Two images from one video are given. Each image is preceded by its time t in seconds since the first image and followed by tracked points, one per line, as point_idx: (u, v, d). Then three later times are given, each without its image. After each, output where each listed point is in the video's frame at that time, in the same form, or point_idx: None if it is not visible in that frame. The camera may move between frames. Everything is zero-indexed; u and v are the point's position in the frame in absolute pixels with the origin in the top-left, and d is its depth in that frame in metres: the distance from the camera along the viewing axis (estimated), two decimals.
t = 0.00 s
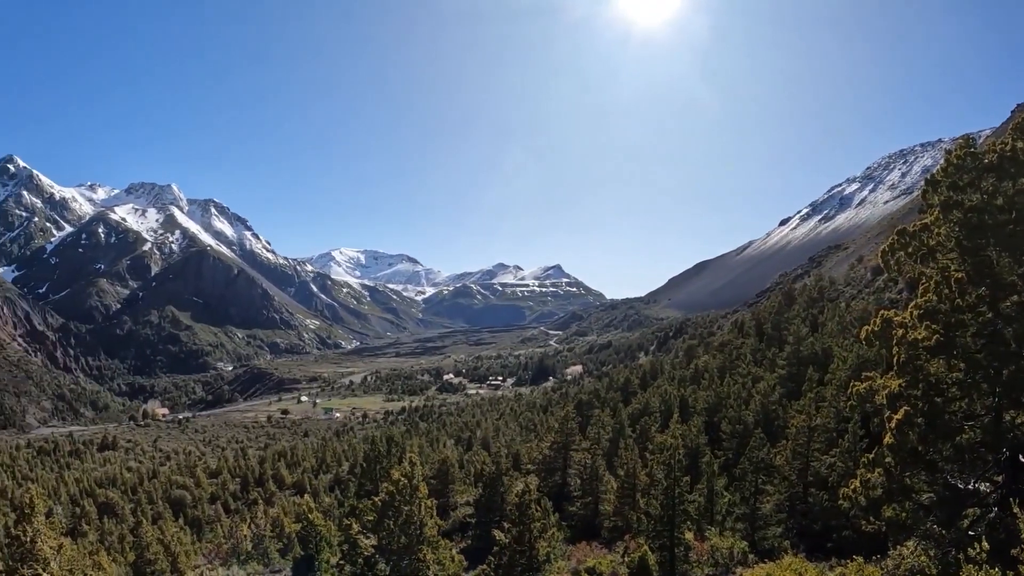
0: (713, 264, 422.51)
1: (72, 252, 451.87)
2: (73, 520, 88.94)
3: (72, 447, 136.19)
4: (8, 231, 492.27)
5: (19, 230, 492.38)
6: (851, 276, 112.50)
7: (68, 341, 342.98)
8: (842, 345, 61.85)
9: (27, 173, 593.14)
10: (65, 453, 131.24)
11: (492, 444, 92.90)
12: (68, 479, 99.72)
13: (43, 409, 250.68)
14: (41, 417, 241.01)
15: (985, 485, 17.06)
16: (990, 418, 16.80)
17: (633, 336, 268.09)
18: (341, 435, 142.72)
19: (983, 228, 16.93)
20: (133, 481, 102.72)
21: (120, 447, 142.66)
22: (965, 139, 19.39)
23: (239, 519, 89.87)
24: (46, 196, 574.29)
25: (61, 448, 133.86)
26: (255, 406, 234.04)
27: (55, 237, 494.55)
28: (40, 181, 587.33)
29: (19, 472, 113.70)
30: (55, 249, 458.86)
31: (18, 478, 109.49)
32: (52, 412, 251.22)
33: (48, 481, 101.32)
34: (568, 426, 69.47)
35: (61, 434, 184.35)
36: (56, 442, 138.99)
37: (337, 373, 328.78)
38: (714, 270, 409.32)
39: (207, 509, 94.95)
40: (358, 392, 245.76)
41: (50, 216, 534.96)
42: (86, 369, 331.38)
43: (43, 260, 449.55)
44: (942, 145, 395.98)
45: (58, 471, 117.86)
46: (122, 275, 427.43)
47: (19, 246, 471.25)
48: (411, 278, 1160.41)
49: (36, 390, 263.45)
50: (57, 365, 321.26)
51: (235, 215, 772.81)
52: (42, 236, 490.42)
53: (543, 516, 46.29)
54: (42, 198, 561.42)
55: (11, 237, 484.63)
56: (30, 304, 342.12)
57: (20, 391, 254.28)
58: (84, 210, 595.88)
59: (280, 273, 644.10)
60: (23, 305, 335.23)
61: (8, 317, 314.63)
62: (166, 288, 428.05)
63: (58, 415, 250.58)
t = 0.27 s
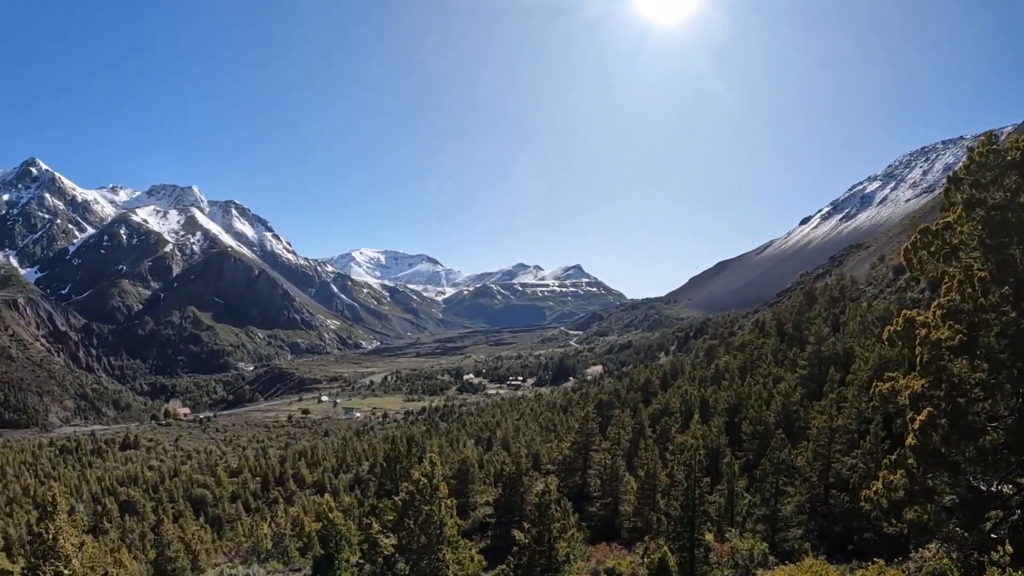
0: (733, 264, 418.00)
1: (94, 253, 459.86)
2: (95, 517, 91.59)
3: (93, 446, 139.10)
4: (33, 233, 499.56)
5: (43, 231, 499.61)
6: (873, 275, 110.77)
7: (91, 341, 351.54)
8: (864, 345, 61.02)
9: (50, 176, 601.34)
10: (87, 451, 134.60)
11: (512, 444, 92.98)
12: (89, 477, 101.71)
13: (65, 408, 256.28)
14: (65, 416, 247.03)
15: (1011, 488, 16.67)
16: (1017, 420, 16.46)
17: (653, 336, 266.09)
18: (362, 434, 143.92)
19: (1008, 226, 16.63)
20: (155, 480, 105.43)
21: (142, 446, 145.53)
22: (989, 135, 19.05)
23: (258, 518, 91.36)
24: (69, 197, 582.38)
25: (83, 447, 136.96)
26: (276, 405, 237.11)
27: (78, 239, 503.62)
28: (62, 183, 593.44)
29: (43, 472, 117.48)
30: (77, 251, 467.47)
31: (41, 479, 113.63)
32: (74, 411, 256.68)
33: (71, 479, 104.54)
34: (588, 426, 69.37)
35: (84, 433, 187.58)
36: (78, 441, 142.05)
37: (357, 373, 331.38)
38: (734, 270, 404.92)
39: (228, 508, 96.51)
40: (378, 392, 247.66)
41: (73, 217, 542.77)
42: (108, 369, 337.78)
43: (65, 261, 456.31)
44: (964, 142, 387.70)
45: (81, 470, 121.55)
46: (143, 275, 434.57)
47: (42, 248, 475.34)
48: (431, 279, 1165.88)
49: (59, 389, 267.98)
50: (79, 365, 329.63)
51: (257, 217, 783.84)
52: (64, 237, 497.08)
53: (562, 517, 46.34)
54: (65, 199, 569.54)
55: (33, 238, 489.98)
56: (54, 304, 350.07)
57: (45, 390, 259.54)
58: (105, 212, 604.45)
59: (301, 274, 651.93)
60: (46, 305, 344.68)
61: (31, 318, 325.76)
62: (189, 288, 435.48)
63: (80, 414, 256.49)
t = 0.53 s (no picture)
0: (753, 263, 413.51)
1: (116, 254, 468.39)
2: (117, 515, 93.41)
3: (115, 445, 142.07)
4: (56, 235, 507.96)
5: (66, 233, 506.95)
6: (895, 275, 108.80)
7: (114, 341, 357.56)
8: (886, 345, 60.19)
9: (72, 178, 600.82)
10: (109, 450, 137.48)
11: (532, 445, 93.14)
12: (111, 475, 104.14)
13: (88, 406, 263.06)
14: (88, 415, 254.15)
15: None
16: None
17: (674, 336, 264.34)
18: (383, 434, 145.22)
19: None
20: (176, 478, 106.97)
21: (164, 445, 148.09)
22: (1012, 132, 18.77)
23: (279, 516, 92.64)
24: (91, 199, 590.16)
25: (105, 445, 139.93)
26: (298, 405, 240.22)
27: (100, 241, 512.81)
28: (84, 185, 597.63)
29: (67, 469, 120.65)
30: (100, 252, 476.41)
31: (64, 476, 117.10)
32: (97, 410, 263.50)
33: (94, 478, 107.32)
34: (609, 427, 69.28)
35: (107, 432, 191.19)
36: (100, 440, 145.09)
37: (377, 373, 333.75)
38: (754, 270, 400.60)
39: (249, 506, 98.06)
40: (399, 391, 249.53)
41: (96, 219, 551.16)
42: (130, 368, 345.21)
43: (88, 263, 463.97)
44: (990, 137, 379.05)
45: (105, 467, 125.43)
46: (165, 275, 441.64)
47: (64, 249, 478.83)
48: (452, 278, 1171.58)
49: (83, 388, 274.56)
50: (102, 365, 334.83)
51: (278, 218, 794.39)
52: (87, 238, 505.41)
53: (581, 516, 46.49)
54: (88, 201, 578.02)
55: (56, 240, 497.06)
56: (77, 305, 355.36)
57: (69, 389, 265.18)
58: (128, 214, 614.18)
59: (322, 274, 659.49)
60: (69, 305, 347.38)
61: (54, 318, 325.26)
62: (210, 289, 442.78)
63: (102, 413, 263.17)
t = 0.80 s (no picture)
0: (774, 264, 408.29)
1: (139, 255, 476.97)
2: (139, 512, 95.30)
3: (138, 443, 145.15)
4: (80, 236, 517.67)
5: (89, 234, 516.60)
6: (919, 275, 106.73)
7: (137, 341, 364.73)
8: (909, 347, 59.23)
9: (95, 180, 606.67)
10: (132, 448, 140.44)
11: (553, 445, 93.11)
12: (133, 474, 106.54)
13: (111, 405, 269.43)
14: (111, 414, 260.98)
15: None
16: None
17: (695, 336, 262.39)
18: (404, 434, 146.26)
19: None
20: (197, 477, 108.82)
21: (185, 444, 150.65)
22: None
23: (300, 515, 93.98)
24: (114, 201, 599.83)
25: (127, 443, 142.92)
26: (320, 404, 243.00)
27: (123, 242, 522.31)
28: (107, 187, 605.37)
29: (89, 466, 123.65)
30: (123, 254, 485.32)
31: (86, 473, 120.04)
32: (119, 408, 269.86)
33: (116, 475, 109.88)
34: (630, 427, 69.01)
35: (131, 430, 194.80)
36: (123, 438, 148.20)
37: (397, 373, 336.20)
38: (775, 270, 395.51)
39: (269, 505, 99.49)
40: (420, 392, 251.16)
41: (119, 221, 560.45)
42: (153, 368, 351.78)
43: (111, 263, 473.20)
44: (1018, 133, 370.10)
45: (127, 465, 128.36)
46: (187, 276, 449.37)
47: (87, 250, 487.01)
48: (473, 279, 1176.51)
49: (106, 387, 280.51)
50: (126, 364, 340.94)
51: (301, 220, 804.41)
52: (110, 239, 515.44)
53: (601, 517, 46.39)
54: (111, 203, 587.90)
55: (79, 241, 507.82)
56: (101, 305, 361.37)
57: (92, 388, 271.28)
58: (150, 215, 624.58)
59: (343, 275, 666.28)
60: (92, 305, 353.29)
61: (78, 319, 330.34)
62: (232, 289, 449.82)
63: (125, 411, 269.50)
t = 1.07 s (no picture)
0: (797, 264, 402.59)
1: (162, 256, 485.98)
2: (161, 510, 97.16)
3: (161, 442, 147.96)
4: (103, 238, 527.64)
5: (113, 236, 527.69)
6: (943, 275, 104.83)
7: (160, 342, 372.31)
8: (931, 348, 58.45)
9: (118, 182, 621.01)
10: (154, 447, 143.25)
11: (573, 446, 93.10)
12: (156, 473, 109.11)
13: (134, 405, 275.69)
14: (133, 413, 267.51)
15: None
16: None
17: (717, 337, 260.38)
18: (426, 434, 147.36)
19: None
20: (219, 476, 110.82)
21: (208, 443, 153.38)
22: None
23: (322, 514, 95.17)
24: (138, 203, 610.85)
25: (150, 442, 145.75)
26: (343, 404, 245.92)
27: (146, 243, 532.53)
28: (130, 189, 618.78)
29: (112, 465, 126.84)
30: (146, 255, 494.58)
31: (110, 471, 123.17)
32: (142, 408, 276.21)
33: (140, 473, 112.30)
34: (651, 428, 68.93)
35: (154, 429, 197.99)
36: (146, 437, 151.17)
37: (419, 373, 338.69)
38: (798, 270, 389.83)
39: (290, 504, 100.88)
40: (442, 392, 252.81)
41: (143, 223, 571.43)
42: (176, 367, 358.48)
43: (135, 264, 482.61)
44: None
45: (150, 464, 131.25)
46: (210, 279, 457.93)
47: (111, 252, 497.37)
48: (495, 279, 1181.61)
49: (129, 387, 286.18)
50: (149, 364, 345.64)
51: (322, 222, 814.23)
52: (133, 240, 526.24)
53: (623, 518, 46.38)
54: (135, 206, 599.72)
55: (103, 242, 518.91)
56: (124, 307, 369.74)
57: (115, 387, 277.58)
58: (173, 217, 635.51)
59: (365, 276, 672.87)
60: (116, 306, 361.57)
61: (102, 318, 338.65)
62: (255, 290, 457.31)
63: (147, 411, 275.67)
